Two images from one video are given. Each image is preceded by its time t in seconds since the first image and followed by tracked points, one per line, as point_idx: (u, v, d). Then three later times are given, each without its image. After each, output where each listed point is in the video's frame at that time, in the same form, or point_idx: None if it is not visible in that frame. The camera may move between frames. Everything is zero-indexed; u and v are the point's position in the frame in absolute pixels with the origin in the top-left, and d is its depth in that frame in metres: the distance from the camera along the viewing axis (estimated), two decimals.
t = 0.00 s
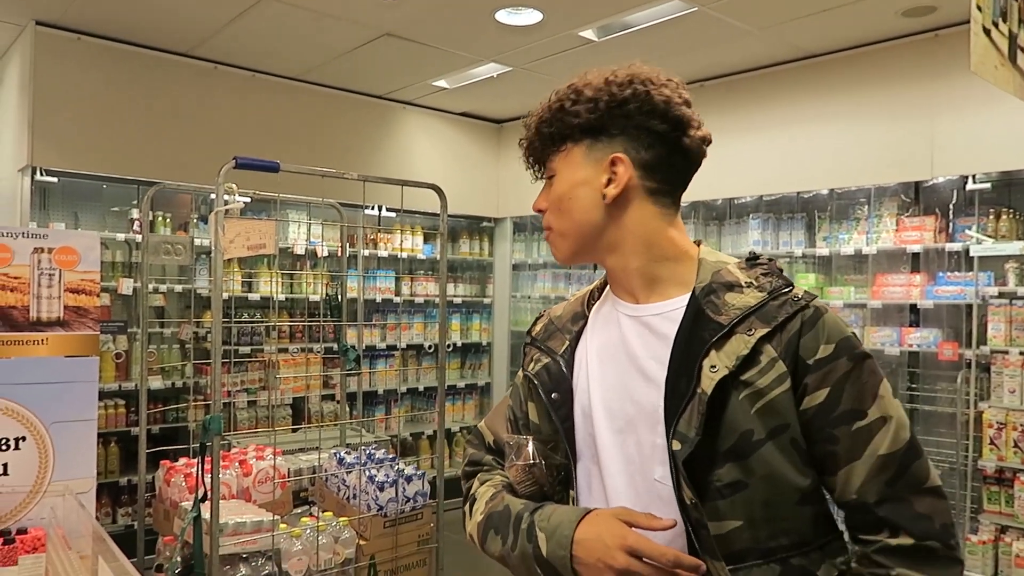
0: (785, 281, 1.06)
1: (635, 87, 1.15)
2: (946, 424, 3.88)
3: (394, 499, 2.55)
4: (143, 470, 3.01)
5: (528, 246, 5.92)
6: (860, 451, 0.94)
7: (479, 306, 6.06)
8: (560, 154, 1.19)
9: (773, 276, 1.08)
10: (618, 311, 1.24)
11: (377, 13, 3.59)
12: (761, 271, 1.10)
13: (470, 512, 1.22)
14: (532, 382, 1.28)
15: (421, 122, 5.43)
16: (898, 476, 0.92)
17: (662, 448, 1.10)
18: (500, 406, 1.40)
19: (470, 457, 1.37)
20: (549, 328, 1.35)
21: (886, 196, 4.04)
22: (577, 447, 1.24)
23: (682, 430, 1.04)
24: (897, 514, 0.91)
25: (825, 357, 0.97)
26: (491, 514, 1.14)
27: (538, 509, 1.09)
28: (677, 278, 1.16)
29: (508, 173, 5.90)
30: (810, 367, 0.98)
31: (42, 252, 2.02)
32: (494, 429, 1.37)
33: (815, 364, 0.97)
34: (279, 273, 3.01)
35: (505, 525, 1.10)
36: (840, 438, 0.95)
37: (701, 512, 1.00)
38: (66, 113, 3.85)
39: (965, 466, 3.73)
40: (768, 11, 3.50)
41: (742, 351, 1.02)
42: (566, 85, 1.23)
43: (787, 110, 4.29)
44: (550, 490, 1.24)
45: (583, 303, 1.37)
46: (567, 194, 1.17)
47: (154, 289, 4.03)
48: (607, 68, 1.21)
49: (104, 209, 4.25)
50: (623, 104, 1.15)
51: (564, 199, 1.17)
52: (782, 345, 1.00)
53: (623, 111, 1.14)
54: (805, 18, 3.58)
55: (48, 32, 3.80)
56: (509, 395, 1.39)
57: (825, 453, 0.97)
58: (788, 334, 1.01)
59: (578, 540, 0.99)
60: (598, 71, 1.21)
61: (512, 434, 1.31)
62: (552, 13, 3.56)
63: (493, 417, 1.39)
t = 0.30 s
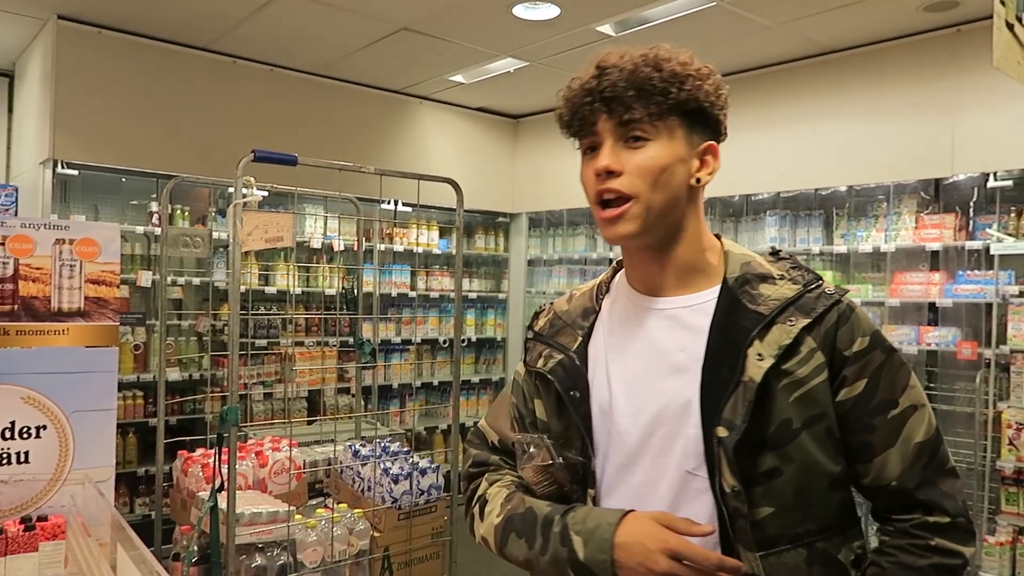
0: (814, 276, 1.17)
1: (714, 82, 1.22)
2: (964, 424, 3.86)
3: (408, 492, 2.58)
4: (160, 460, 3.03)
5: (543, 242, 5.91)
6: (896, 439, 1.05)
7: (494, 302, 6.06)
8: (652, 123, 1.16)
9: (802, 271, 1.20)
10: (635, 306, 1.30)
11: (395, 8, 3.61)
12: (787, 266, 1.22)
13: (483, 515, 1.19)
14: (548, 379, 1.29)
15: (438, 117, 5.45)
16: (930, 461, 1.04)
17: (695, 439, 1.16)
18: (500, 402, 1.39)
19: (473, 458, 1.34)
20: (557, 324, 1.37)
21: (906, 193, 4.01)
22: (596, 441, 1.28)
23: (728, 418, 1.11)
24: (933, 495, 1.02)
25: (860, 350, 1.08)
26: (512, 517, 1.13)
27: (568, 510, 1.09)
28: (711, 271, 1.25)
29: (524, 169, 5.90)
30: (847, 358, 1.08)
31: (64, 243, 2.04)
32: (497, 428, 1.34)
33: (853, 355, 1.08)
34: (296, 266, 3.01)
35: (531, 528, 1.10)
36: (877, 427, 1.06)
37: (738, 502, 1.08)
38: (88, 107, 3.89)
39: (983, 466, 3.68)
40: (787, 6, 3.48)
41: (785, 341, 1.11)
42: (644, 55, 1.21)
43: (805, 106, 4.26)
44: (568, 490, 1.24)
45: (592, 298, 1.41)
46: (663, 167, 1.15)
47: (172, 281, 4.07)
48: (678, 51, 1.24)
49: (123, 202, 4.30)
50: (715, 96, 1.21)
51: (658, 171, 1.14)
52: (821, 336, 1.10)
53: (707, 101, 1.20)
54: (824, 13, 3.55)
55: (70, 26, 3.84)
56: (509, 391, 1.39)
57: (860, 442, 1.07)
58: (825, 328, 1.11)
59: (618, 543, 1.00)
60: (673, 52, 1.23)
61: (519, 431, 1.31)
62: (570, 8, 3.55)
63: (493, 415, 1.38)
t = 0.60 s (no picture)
0: (842, 281, 1.25)
1: (758, 86, 1.25)
2: (981, 425, 3.81)
3: (423, 487, 2.61)
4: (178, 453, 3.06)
5: (559, 239, 5.91)
6: (910, 440, 1.13)
7: (508, 298, 6.06)
8: (704, 120, 1.17)
9: (829, 277, 1.27)
10: (665, 307, 1.32)
11: (413, 5, 3.62)
12: (813, 271, 1.29)
13: (511, 523, 1.15)
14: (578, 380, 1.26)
15: (455, 114, 5.46)
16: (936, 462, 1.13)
17: (735, 439, 1.20)
18: (504, 402, 1.32)
19: (482, 462, 1.27)
20: (574, 322, 1.36)
21: (925, 192, 3.97)
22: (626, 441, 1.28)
23: (778, 417, 1.15)
24: (939, 494, 1.11)
25: (886, 354, 1.16)
26: (550, 525, 1.11)
27: (617, 517, 1.08)
28: (740, 271, 1.30)
29: (540, 165, 5.90)
30: (875, 362, 1.16)
31: (85, 237, 2.06)
32: (510, 430, 1.27)
33: (880, 359, 1.16)
34: (313, 262, 3.01)
35: (576, 536, 1.08)
36: (897, 428, 1.13)
37: (792, 500, 1.13)
38: (109, 102, 3.93)
39: (1001, 468, 3.65)
40: (807, 3, 3.45)
41: (826, 343, 1.17)
42: (697, 50, 1.22)
43: (825, 104, 4.23)
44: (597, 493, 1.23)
45: (610, 296, 1.41)
46: (714, 165, 1.16)
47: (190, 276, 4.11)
48: (725, 49, 1.26)
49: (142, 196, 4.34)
50: (754, 100, 1.24)
51: (709, 168, 1.16)
52: (854, 340, 1.17)
53: (750, 103, 1.23)
54: (846, 9, 3.52)
55: (92, 22, 3.88)
56: (516, 390, 1.33)
57: (883, 442, 1.14)
58: (858, 332, 1.18)
59: (680, 550, 1.01)
60: (723, 49, 1.24)
61: (535, 433, 1.27)
62: (588, 4, 3.54)
63: (500, 416, 1.31)
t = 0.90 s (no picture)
0: (858, 285, 1.28)
1: (759, 79, 1.24)
2: (993, 426, 3.79)
3: (433, 486, 2.58)
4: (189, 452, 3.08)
5: (568, 239, 5.90)
6: (923, 443, 1.15)
7: (517, 298, 6.06)
8: (708, 119, 1.17)
9: (846, 280, 1.30)
10: (684, 307, 1.32)
11: (423, 5, 3.62)
12: (831, 274, 1.31)
13: (528, 528, 1.12)
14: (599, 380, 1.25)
15: (464, 114, 5.46)
16: (944, 464, 1.16)
17: (760, 439, 1.21)
18: (515, 403, 1.29)
19: (495, 465, 1.24)
20: (589, 323, 1.34)
21: (937, 192, 3.95)
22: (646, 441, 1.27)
23: (806, 416, 1.16)
24: (946, 495, 1.15)
25: (903, 358, 1.19)
26: (569, 532, 1.08)
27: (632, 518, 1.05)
28: (757, 270, 1.30)
29: (549, 165, 5.89)
30: (893, 365, 1.18)
31: (98, 236, 2.07)
32: (523, 432, 1.24)
33: (897, 363, 1.18)
34: (323, 262, 3.01)
35: (594, 541, 1.06)
36: (912, 431, 1.16)
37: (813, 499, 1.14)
38: (120, 102, 3.95)
39: (1014, 470, 3.63)
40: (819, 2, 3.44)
41: (851, 345, 1.18)
42: (693, 52, 1.22)
43: (836, 103, 4.21)
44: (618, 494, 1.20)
45: (627, 295, 1.40)
46: (723, 162, 1.16)
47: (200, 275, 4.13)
48: (721, 47, 1.26)
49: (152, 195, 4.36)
50: (758, 94, 1.23)
51: (717, 166, 1.15)
52: (875, 343, 1.19)
53: (754, 97, 1.22)
54: (857, 8, 3.50)
55: (103, 22, 3.90)
56: (527, 390, 1.31)
57: (897, 444, 1.16)
58: (879, 335, 1.20)
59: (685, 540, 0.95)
60: (717, 48, 1.24)
61: (549, 435, 1.25)
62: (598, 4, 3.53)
63: (511, 417, 1.28)
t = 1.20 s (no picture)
0: (855, 280, 1.27)
1: (764, 79, 1.23)
2: (995, 427, 3.78)
3: (431, 486, 2.58)
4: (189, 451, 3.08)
5: (568, 239, 5.90)
6: (928, 436, 1.14)
7: (517, 298, 6.06)
8: (706, 119, 1.17)
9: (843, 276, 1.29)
10: (682, 308, 1.31)
11: (424, 5, 3.61)
12: (828, 270, 1.30)
13: (525, 533, 1.14)
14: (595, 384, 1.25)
15: (465, 114, 5.46)
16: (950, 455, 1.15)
17: (758, 439, 1.20)
18: (514, 410, 1.30)
19: (495, 472, 1.25)
20: (586, 327, 1.34)
21: (938, 192, 3.94)
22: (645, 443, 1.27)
23: (805, 415, 1.16)
24: (954, 487, 1.14)
25: (902, 352, 1.18)
26: (563, 536, 1.09)
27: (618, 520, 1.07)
28: (754, 271, 1.30)
29: (549, 165, 5.89)
30: (892, 359, 1.18)
31: (98, 236, 2.07)
32: (522, 439, 1.25)
33: (897, 357, 1.18)
34: (323, 261, 3.01)
35: (585, 544, 1.07)
36: (915, 425, 1.15)
37: (808, 500, 1.13)
38: (121, 102, 3.95)
39: (1015, 471, 3.62)
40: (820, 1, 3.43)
41: (847, 340, 1.18)
42: (696, 49, 1.22)
43: (836, 103, 4.21)
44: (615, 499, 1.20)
45: (624, 298, 1.39)
46: (720, 162, 1.15)
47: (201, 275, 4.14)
48: (728, 45, 1.25)
49: (154, 195, 4.36)
50: (763, 95, 1.22)
51: (713, 167, 1.15)
52: (873, 338, 1.19)
53: (758, 98, 1.22)
54: (858, 8, 3.49)
55: (105, 22, 3.90)
56: (527, 396, 1.32)
57: (900, 439, 1.16)
58: (877, 330, 1.19)
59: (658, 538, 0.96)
60: (724, 46, 1.24)
61: (547, 440, 1.25)
62: (598, 3, 3.53)
63: (510, 425, 1.29)
